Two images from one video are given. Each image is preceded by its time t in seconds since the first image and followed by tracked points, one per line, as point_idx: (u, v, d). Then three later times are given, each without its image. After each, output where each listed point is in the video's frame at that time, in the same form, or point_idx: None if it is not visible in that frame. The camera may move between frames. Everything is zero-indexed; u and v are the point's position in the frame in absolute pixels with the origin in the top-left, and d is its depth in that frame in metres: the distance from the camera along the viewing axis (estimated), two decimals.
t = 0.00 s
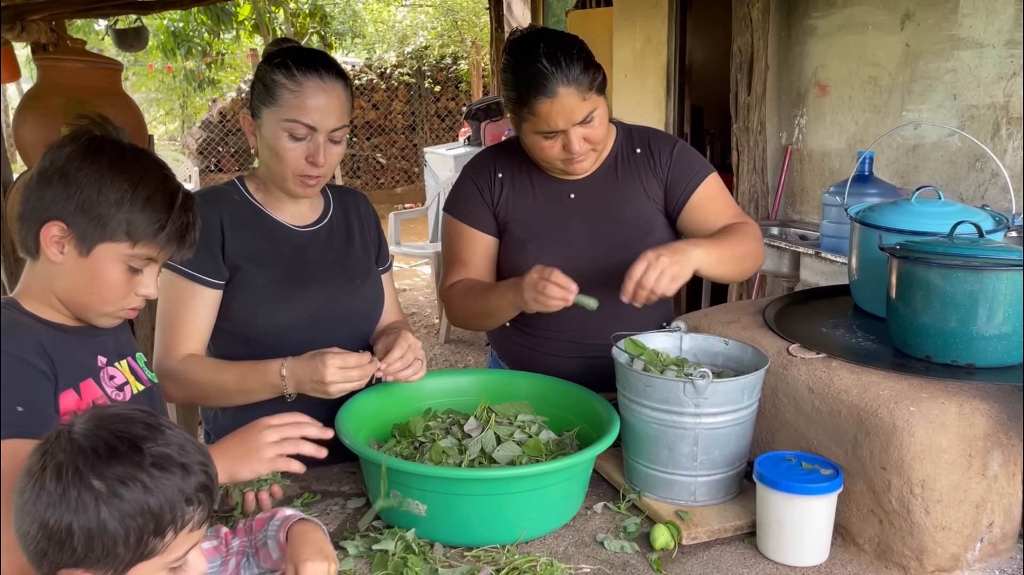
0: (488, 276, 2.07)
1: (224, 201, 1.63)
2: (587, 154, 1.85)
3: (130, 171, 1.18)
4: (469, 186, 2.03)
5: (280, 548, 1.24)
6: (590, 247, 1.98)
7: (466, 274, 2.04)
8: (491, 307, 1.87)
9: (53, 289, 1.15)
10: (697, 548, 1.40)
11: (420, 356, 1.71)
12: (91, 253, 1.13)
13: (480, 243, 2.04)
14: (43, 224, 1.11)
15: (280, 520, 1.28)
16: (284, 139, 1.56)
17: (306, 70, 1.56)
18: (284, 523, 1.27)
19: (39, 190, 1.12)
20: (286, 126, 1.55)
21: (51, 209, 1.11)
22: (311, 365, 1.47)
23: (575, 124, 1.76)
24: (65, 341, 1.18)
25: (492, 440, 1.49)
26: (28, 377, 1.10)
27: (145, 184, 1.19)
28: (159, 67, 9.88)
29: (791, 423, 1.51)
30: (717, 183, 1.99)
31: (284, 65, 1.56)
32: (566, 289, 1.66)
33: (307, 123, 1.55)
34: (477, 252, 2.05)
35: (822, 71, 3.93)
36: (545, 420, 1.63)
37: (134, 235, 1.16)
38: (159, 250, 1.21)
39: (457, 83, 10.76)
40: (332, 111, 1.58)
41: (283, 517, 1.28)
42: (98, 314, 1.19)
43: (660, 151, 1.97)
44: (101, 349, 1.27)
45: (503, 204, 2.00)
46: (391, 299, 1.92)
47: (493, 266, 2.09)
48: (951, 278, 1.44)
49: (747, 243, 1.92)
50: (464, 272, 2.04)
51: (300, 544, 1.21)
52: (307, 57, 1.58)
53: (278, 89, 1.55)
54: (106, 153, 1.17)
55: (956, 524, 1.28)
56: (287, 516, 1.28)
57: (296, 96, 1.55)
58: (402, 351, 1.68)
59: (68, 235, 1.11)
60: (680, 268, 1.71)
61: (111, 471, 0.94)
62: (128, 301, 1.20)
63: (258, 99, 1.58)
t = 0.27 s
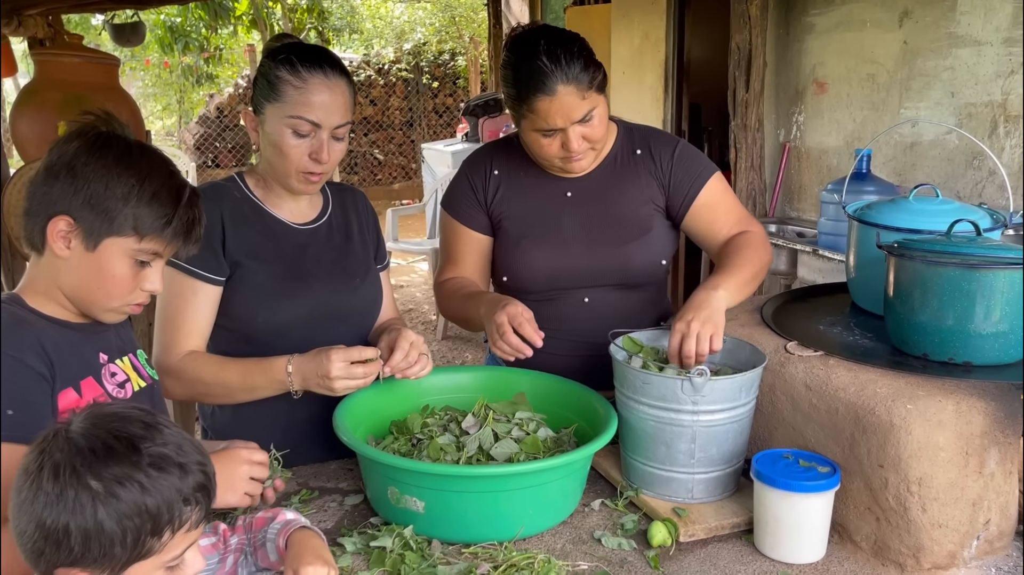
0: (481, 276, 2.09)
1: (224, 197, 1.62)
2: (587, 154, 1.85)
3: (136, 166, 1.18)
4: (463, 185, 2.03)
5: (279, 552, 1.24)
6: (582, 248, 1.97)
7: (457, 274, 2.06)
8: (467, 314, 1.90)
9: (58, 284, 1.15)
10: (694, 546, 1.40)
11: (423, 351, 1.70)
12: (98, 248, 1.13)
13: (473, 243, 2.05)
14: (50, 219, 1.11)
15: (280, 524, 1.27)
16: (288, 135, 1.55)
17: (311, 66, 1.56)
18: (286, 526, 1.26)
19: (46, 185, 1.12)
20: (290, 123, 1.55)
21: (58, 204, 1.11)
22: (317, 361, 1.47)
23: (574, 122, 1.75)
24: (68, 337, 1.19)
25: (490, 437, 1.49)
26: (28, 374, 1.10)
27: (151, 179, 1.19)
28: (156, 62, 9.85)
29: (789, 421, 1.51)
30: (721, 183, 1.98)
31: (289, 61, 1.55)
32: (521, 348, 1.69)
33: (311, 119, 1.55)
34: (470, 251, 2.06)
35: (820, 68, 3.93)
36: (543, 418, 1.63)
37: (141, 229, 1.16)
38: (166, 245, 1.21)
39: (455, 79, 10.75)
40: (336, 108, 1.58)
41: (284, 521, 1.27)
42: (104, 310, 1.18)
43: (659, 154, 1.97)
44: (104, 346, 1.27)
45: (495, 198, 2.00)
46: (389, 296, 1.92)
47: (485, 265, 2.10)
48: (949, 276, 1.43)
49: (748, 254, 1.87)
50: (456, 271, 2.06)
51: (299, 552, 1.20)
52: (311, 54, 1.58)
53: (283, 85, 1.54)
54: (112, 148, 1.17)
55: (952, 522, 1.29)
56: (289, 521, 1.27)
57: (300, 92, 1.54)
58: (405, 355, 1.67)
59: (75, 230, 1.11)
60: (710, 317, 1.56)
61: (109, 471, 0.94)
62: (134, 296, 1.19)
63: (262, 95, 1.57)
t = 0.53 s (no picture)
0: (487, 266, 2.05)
1: (220, 192, 1.62)
2: (584, 140, 1.84)
3: (120, 158, 1.16)
4: (467, 177, 2.01)
5: (268, 550, 1.24)
6: (586, 239, 1.97)
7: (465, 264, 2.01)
8: (489, 295, 1.85)
9: (52, 280, 1.16)
10: (689, 542, 1.40)
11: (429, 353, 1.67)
12: (85, 242, 1.12)
13: (478, 234, 2.02)
14: (36, 214, 1.10)
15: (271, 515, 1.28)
16: (285, 130, 1.55)
17: (308, 61, 1.56)
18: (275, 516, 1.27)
19: (31, 179, 1.11)
20: (287, 117, 1.54)
21: (44, 198, 1.11)
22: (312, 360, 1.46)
23: (571, 107, 1.75)
24: (60, 332, 1.18)
25: (486, 433, 1.49)
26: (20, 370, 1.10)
27: (136, 170, 1.17)
28: (152, 57, 9.82)
29: (785, 417, 1.51)
30: (715, 182, 2.03)
31: (285, 56, 1.55)
32: (574, 290, 1.60)
33: (308, 114, 1.54)
34: (476, 242, 2.02)
35: (817, 65, 3.93)
36: (539, 413, 1.63)
37: (127, 221, 1.14)
38: (154, 237, 1.19)
39: (452, 75, 10.74)
40: (334, 103, 1.57)
41: (271, 518, 1.27)
42: (98, 304, 1.18)
43: (659, 146, 2.00)
44: (97, 345, 1.27)
45: (501, 191, 1.99)
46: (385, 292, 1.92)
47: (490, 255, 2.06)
48: (944, 274, 1.43)
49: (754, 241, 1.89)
50: (462, 262, 2.01)
51: (288, 550, 1.19)
52: (308, 48, 1.58)
53: (280, 80, 1.54)
54: (96, 140, 1.15)
55: (947, 518, 1.29)
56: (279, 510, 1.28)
57: (297, 87, 1.54)
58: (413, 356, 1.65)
59: (61, 224, 1.11)
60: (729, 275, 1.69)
61: (97, 468, 0.93)
62: (127, 291, 1.19)
63: (258, 90, 1.57)
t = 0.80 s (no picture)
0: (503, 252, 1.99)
1: (216, 185, 1.61)
2: (584, 128, 1.84)
3: (111, 150, 1.13)
4: (479, 165, 1.97)
5: (267, 547, 1.24)
6: (593, 227, 1.98)
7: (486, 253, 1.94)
8: (536, 283, 1.81)
9: (47, 271, 1.16)
10: (686, 536, 1.40)
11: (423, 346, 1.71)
12: (77, 237, 1.12)
13: (494, 219, 1.97)
14: (29, 209, 1.10)
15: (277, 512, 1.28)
16: (280, 122, 1.54)
17: (302, 53, 1.55)
18: (335, 508, 1.20)
19: (24, 172, 1.11)
20: (281, 110, 1.53)
21: (37, 192, 1.10)
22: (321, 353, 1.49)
23: (572, 93, 1.76)
24: (56, 320, 1.19)
25: (483, 427, 1.49)
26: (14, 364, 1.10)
27: (126, 163, 1.14)
28: (147, 53, 9.78)
29: (782, 412, 1.51)
30: (704, 184, 2.08)
31: (279, 48, 1.54)
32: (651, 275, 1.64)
33: (303, 106, 1.54)
34: (493, 228, 1.96)
35: (814, 62, 3.93)
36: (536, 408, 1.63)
37: (118, 215, 1.12)
38: (147, 232, 1.17)
39: (449, 72, 10.72)
40: (328, 95, 1.56)
41: (269, 513, 1.28)
42: (93, 299, 1.18)
43: (658, 139, 2.03)
44: (94, 333, 1.26)
45: (512, 177, 1.97)
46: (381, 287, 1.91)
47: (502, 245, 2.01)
48: (942, 268, 1.44)
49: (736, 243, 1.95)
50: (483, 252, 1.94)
51: (287, 547, 1.20)
52: (302, 40, 1.57)
53: (274, 72, 1.53)
54: (87, 131, 1.13)
55: (944, 512, 1.29)
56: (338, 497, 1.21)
57: (292, 79, 1.53)
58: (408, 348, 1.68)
59: (53, 219, 1.11)
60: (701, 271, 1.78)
61: (91, 463, 0.92)
62: (122, 285, 1.18)
63: (252, 83, 1.56)
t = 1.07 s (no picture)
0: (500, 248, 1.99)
1: (210, 183, 1.61)
2: (582, 125, 1.84)
3: (107, 137, 1.13)
4: (475, 161, 1.97)
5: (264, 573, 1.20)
6: (590, 223, 1.98)
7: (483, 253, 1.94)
8: (535, 282, 1.81)
9: (56, 263, 1.14)
10: (681, 534, 1.40)
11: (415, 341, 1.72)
12: (81, 226, 1.10)
13: (491, 216, 1.97)
14: (32, 201, 1.09)
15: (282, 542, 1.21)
16: (273, 119, 1.54)
17: (294, 49, 1.54)
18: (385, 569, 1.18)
19: (24, 167, 1.10)
20: (274, 106, 1.53)
21: (37, 184, 1.09)
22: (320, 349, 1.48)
23: (572, 89, 1.75)
24: (75, 313, 1.18)
25: (478, 425, 1.49)
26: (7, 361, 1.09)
27: (123, 150, 1.14)
28: (142, 49, 9.75)
29: (777, 409, 1.51)
30: (700, 184, 2.08)
31: (271, 44, 1.53)
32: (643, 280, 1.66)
33: (296, 102, 1.53)
34: (489, 225, 1.97)
35: (810, 60, 3.93)
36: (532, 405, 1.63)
37: (119, 200, 1.12)
38: (150, 216, 1.16)
39: (445, 69, 10.69)
40: (321, 90, 1.56)
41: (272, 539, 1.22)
42: (103, 289, 1.16)
43: (656, 138, 2.02)
44: (109, 327, 1.26)
45: (509, 172, 1.97)
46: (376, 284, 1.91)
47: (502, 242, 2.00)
48: (937, 266, 1.44)
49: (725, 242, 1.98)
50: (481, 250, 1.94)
51: None
52: (294, 36, 1.57)
53: (266, 68, 1.53)
54: (82, 122, 1.12)
55: (938, 510, 1.30)
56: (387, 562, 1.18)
57: (284, 76, 1.53)
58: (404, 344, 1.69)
59: (56, 210, 1.10)
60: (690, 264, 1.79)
61: (78, 476, 0.92)
62: (131, 272, 1.16)
63: (245, 80, 1.55)
